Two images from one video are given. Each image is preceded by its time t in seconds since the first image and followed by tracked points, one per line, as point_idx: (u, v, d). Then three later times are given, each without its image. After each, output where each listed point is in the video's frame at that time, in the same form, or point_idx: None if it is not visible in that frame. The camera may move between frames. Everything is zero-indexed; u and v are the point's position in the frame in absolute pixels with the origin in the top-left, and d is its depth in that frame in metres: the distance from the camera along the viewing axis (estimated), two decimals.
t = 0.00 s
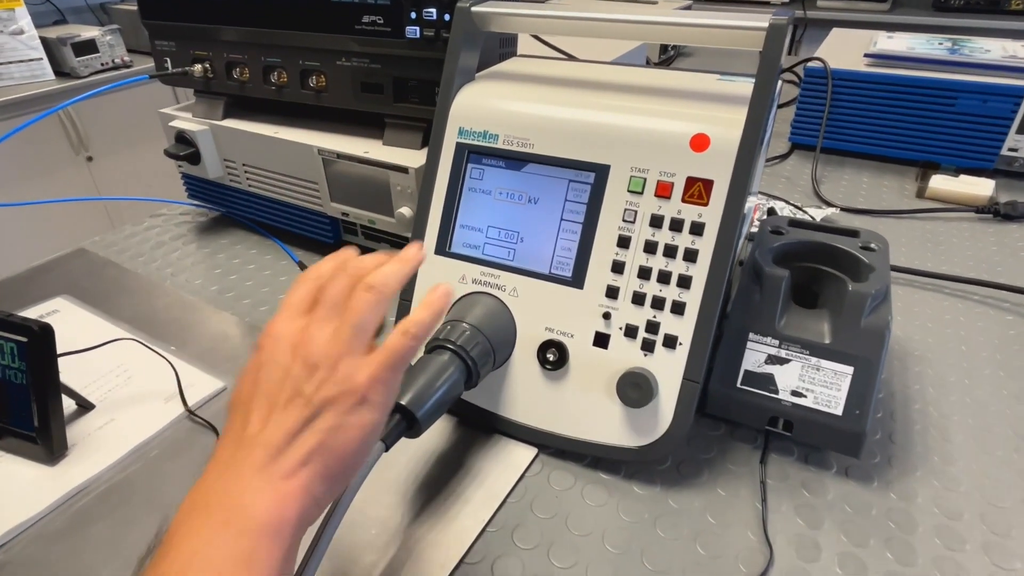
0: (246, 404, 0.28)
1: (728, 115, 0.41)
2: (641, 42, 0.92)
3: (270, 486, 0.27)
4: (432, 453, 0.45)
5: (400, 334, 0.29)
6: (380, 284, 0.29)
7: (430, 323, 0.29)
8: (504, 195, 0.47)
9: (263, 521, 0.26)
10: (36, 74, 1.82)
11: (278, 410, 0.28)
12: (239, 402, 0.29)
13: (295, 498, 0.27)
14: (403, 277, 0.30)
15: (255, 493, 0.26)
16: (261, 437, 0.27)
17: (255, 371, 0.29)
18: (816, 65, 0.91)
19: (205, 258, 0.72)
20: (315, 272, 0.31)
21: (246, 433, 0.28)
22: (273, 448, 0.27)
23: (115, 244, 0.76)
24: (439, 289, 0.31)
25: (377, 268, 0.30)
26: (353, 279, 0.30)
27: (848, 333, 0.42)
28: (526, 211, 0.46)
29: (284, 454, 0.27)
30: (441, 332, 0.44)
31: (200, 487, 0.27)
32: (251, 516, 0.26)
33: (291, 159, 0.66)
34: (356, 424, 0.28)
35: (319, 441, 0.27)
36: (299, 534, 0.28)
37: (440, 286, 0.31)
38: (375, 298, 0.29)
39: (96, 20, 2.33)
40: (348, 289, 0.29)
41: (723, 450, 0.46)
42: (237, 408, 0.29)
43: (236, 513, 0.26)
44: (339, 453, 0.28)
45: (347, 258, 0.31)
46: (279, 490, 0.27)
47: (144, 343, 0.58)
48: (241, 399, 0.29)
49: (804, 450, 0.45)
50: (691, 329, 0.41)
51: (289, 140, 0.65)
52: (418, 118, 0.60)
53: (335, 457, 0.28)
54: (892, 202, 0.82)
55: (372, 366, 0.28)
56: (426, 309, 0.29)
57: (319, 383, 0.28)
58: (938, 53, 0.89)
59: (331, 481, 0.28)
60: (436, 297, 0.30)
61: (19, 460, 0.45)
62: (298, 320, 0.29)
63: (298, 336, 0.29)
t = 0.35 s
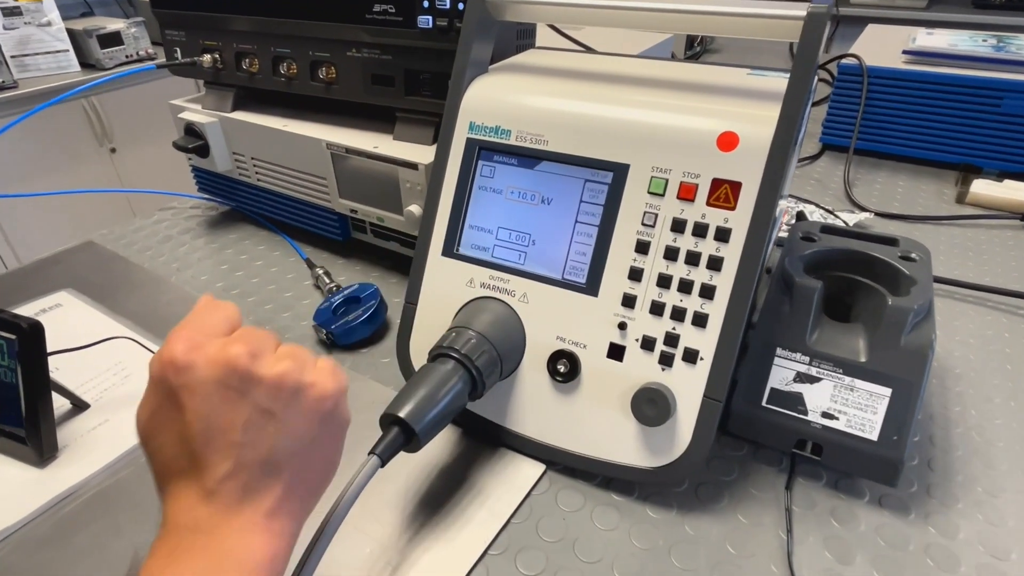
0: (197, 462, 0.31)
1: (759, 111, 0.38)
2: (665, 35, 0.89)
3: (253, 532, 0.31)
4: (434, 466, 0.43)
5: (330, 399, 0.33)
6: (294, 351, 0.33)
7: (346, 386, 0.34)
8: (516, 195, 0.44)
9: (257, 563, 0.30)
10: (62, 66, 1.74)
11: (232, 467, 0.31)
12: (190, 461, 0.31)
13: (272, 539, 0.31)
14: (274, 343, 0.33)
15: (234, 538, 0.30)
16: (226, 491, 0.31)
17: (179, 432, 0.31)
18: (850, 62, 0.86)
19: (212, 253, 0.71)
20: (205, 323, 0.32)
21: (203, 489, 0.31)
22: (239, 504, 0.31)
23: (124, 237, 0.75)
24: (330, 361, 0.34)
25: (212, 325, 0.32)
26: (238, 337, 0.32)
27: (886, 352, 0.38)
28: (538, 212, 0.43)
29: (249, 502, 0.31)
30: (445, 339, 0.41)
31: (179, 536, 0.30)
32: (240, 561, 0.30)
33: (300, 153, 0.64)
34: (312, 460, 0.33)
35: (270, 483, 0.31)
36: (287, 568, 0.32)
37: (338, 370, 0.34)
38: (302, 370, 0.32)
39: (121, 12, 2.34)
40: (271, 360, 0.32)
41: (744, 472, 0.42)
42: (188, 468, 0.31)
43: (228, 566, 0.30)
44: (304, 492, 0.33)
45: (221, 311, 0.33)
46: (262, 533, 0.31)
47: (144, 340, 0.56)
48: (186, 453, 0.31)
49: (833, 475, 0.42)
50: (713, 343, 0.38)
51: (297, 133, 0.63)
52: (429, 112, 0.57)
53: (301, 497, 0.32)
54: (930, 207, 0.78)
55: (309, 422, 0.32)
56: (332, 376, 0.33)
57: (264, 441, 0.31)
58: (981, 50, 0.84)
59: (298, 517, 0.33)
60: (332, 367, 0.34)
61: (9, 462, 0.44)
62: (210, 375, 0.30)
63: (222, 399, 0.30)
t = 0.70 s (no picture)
0: (167, 523, 0.29)
1: (797, 101, 0.35)
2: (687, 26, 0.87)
3: None
4: (443, 472, 0.41)
5: (312, 459, 0.31)
6: (279, 403, 0.32)
7: (328, 444, 0.32)
8: (533, 188, 0.42)
9: None
10: (81, 58, 1.73)
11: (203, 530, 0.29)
12: (157, 523, 0.29)
13: None
14: (260, 391, 0.32)
15: None
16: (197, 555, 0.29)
17: (151, 487, 0.30)
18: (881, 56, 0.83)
19: (220, 246, 0.69)
20: (188, 366, 0.32)
21: (170, 554, 0.29)
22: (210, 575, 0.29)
23: (133, 229, 0.74)
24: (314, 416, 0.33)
25: (195, 369, 0.32)
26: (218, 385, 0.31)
27: (929, 360, 0.35)
28: (556, 207, 0.41)
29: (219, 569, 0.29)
30: (456, 340, 0.39)
31: None
32: None
33: (310, 144, 0.62)
34: (292, 521, 0.30)
35: (244, 550, 0.29)
36: None
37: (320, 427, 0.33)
38: (286, 423, 0.31)
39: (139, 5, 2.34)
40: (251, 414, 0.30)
41: (771, 486, 0.40)
42: (154, 532, 0.29)
43: None
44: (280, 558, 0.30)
45: (206, 353, 0.33)
46: None
47: (148, 334, 0.55)
48: (155, 513, 0.29)
49: (867, 490, 0.39)
50: (742, 348, 0.36)
51: (308, 123, 0.61)
52: (444, 102, 0.55)
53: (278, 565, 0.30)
54: (965, 207, 0.74)
55: (291, 483, 0.30)
56: (316, 433, 0.32)
57: (240, 501, 0.29)
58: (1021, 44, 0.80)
59: None
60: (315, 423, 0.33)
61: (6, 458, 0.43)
62: (186, 424, 0.29)
63: (197, 452, 0.29)
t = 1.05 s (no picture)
0: (166, 530, 0.29)
1: (802, 103, 0.34)
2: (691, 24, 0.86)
3: None
4: (440, 479, 0.40)
5: (312, 464, 0.31)
6: (280, 408, 0.32)
7: (329, 449, 0.32)
8: (533, 190, 0.41)
9: None
10: (85, 54, 1.73)
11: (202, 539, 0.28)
12: (157, 529, 0.29)
13: None
14: (263, 398, 0.32)
15: None
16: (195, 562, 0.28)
17: (149, 495, 0.29)
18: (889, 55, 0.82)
19: (219, 246, 0.69)
20: (188, 373, 0.31)
21: (168, 562, 0.28)
22: None
23: (132, 228, 0.73)
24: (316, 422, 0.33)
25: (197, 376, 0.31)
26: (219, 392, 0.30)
27: (937, 369, 0.35)
28: (556, 210, 0.40)
29: None
30: (454, 345, 0.39)
31: None
32: None
33: (310, 144, 0.61)
34: (293, 530, 0.30)
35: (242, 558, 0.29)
36: None
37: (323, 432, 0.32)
38: (286, 429, 0.31)
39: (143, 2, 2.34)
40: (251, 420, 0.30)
41: (774, 494, 0.39)
42: (152, 538, 0.29)
43: None
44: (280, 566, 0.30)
45: (207, 360, 0.32)
46: None
47: (146, 336, 0.54)
48: (154, 520, 0.29)
49: (872, 500, 0.39)
50: (745, 356, 0.35)
51: (308, 123, 0.61)
52: (444, 101, 0.54)
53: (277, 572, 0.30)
54: (974, 209, 0.73)
55: (290, 488, 0.30)
56: (316, 439, 0.32)
57: (239, 508, 0.29)
58: None
59: None
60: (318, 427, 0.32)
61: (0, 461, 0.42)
62: (184, 432, 0.29)
63: (195, 459, 0.29)
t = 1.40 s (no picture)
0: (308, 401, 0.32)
1: (802, 102, 0.34)
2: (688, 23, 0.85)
3: (288, 486, 0.29)
4: (436, 485, 0.40)
5: (445, 397, 0.32)
6: (450, 338, 0.34)
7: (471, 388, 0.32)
8: (528, 192, 0.40)
9: (271, 518, 0.28)
10: (77, 55, 1.71)
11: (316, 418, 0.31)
12: (304, 397, 0.32)
13: (300, 511, 0.29)
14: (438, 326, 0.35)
15: (267, 484, 0.29)
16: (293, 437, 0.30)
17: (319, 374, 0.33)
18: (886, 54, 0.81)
19: (212, 248, 0.68)
20: (396, 303, 0.37)
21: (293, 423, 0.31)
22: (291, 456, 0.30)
23: (123, 230, 0.72)
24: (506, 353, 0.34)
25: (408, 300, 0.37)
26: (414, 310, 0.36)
27: (940, 373, 0.34)
28: (552, 212, 0.39)
29: (302, 459, 0.30)
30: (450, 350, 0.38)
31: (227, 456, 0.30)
32: (253, 513, 0.28)
33: (302, 145, 0.61)
34: (392, 447, 0.31)
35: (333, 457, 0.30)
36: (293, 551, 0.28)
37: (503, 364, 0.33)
38: (445, 354, 0.33)
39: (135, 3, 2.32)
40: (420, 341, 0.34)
41: (775, 499, 0.39)
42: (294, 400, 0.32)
43: (239, 513, 0.28)
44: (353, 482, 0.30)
45: (411, 294, 0.37)
46: (293, 495, 0.29)
47: (136, 341, 0.53)
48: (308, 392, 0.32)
49: (874, 504, 0.38)
50: (746, 360, 0.34)
51: (300, 124, 0.60)
52: (438, 102, 0.54)
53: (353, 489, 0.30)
54: (972, 208, 0.73)
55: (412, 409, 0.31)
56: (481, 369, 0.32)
57: (363, 406, 0.31)
58: None
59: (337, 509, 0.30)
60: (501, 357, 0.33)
61: None
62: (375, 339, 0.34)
63: (367, 359, 0.33)
